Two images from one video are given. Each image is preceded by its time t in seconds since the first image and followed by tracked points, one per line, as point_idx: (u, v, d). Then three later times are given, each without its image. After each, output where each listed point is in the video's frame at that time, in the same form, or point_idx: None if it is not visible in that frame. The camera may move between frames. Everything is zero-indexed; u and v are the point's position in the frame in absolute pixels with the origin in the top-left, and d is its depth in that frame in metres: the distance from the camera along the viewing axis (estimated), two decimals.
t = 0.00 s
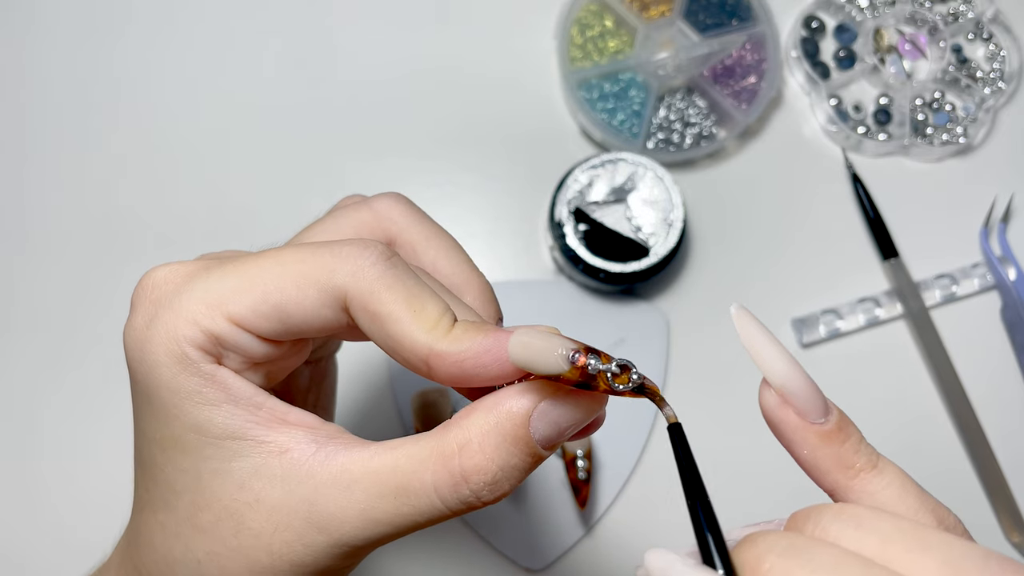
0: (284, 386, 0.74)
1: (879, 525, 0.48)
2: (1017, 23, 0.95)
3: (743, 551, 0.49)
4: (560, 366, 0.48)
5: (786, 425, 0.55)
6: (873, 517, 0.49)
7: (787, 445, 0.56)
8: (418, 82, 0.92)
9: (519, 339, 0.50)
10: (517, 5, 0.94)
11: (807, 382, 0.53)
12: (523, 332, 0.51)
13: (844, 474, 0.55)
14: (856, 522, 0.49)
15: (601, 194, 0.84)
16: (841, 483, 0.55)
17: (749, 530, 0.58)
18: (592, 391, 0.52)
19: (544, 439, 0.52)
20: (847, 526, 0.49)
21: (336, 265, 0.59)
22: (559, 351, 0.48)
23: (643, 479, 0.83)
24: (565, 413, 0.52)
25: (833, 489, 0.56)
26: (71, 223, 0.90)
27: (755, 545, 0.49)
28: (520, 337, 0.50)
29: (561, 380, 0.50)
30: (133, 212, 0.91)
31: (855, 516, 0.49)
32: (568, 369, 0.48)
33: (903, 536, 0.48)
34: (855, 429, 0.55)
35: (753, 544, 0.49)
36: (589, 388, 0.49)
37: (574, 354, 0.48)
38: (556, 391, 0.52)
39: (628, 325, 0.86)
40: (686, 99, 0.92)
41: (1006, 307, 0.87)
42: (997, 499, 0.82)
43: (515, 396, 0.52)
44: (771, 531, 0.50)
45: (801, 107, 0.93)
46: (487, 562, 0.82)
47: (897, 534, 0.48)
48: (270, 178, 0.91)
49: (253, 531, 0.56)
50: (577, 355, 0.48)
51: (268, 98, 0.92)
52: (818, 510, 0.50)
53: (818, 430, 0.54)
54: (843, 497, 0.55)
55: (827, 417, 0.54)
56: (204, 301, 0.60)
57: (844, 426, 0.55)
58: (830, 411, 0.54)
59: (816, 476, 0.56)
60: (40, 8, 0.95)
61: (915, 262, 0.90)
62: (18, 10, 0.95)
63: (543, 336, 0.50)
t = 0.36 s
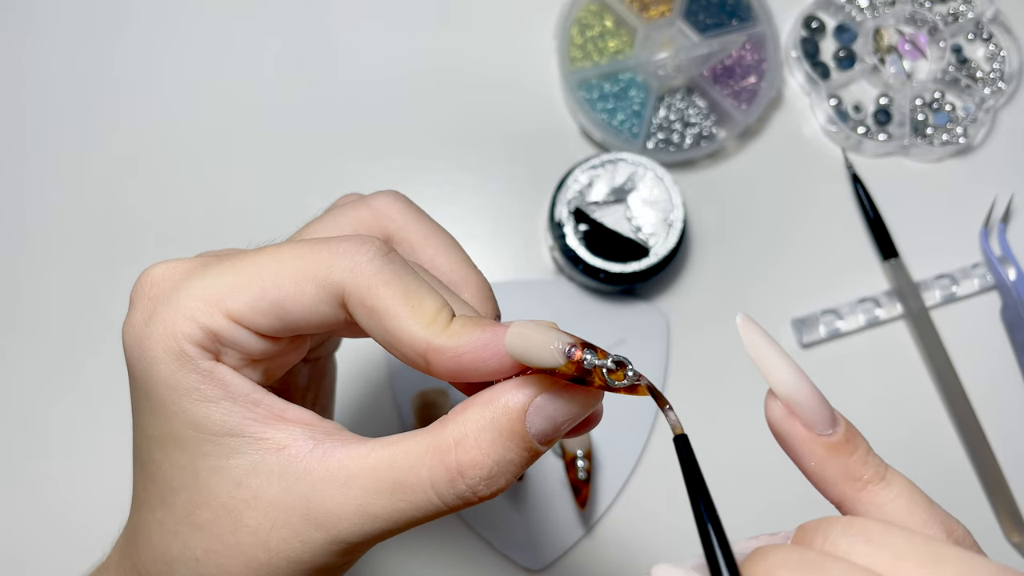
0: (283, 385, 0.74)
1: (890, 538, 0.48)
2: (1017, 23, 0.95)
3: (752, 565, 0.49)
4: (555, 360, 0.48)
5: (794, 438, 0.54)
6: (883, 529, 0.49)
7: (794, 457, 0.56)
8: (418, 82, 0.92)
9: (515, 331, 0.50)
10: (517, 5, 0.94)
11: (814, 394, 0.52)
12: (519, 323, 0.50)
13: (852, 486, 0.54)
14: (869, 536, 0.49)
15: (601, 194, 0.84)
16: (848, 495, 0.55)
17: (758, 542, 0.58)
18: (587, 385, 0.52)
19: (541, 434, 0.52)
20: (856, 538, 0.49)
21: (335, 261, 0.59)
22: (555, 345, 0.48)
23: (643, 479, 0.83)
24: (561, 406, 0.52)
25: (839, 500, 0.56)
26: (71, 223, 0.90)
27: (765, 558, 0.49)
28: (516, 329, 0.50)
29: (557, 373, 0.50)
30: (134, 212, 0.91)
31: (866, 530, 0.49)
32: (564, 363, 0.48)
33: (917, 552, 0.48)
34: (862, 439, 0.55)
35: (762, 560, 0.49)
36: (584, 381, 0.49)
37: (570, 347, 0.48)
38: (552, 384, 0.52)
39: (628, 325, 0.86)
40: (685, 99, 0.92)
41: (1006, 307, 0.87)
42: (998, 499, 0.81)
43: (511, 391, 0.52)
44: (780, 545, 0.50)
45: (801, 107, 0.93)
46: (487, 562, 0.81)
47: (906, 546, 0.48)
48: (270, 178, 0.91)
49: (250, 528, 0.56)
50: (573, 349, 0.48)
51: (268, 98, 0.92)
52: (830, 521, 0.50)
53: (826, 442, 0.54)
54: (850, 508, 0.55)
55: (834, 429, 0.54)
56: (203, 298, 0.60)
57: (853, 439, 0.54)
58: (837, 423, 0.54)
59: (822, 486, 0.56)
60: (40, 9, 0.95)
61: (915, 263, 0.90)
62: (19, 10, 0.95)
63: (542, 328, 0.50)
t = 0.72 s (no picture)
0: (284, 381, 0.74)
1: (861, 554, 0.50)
2: (1017, 23, 0.95)
3: None
4: (554, 355, 0.48)
5: (764, 452, 0.55)
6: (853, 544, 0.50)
7: (766, 471, 0.56)
8: (418, 82, 0.92)
9: (514, 327, 0.50)
10: (517, 5, 0.94)
11: (783, 407, 0.53)
12: (519, 319, 0.50)
13: (826, 498, 0.55)
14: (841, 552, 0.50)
15: (601, 194, 0.84)
16: (821, 508, 0.55)
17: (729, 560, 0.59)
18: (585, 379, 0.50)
19: (541, 428, 0.52)
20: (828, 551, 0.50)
21: (335, 256, 0.59)
22: (554, 340, 0.48)
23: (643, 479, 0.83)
24: (561, 401, 0.51)
25: (813, 514, 0.56)
26: (71, 223, 0.90)
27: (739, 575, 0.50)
28: (516, 323, 0.50)
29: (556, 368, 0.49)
30: (133, 212, 0.91)
31: (839, 546, 0.50)
32: (563, 358, 0.48)
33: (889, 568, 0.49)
34: (835, 453, 0.55)
35: None
36: (583, 376, 0.49)
37: (568, 342, 0.48)
38: (552, 378, 0.51)
39: (628, 326, 0.86)
40: (686, 99, 0.92)
41: (1006, 307, 0.87)
42: (998, 499, 0.81)
43: (511, 385, 0.52)
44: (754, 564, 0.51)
45: (801, 107, 0.93)
46: (487, 562, 0.81)
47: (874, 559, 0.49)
48: (270, 178, 0.91)
49: (253, 524, 0.56)
50: (572, 343, 0.48)
51: (268, 98, 0.92)
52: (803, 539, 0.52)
53: (796, 455, 0.55)
54: (824, 522, 0.56)
55: (806, 442, 0.55)
56: (204, 294, 0.60)
57: (824, 451, 0.55)
58: (808, 436, 0.55)
59: (795, 500, 0.57)
60: (39, 8, 0.95)
61: (915, 263, 0.90)
62: (19, 10, 0.95)
63: (540, 324, 0.49)
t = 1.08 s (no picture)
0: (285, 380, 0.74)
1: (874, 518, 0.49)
2: (1017, 23, 0.95)
3: (740, 547, 0.49)
4: (550, 358, 0.48)
5: (782, 421, 0.54)
6: (867, 509, 0.49)
7: (783, 441, 0.56)
8: (418, 82, 0.92)
9: (509, 331, 0.50)
10: (517, 5, 0.94)
11: (801, 377, 0.53)
12: (515, 320, 0.50)
13: (842, 467, 0.54)
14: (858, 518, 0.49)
15: (601, 194, 0.84)
16: (837, 479, 0.55)
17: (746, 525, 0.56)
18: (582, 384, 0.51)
19: (537, 433, 0.52)
20: (843, 517, 0.49)
21: (331, 257, 0.59)
22: (550, 343, 0.48)
23: (643, 479, 0.83)
24: (557, 406, 0.51)
25: (828, 485, 0.56)
26: (70, 223, 0.90)
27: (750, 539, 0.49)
28: (511, 325, 0.50)
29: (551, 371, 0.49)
30: (133, 212, 0.91)
31: (855, 512, 0.49)
32: (559, 361, 0.48)
33: (901, 533, 0.48)
34: (851, 424, 0.55)
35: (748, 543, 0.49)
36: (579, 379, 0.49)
37: (564, 346, 0.48)
38: (549, 383, 0.51)
39: (629, 326, 0.86)
40: (686, 99, 0.92)
41: (1006, 307, 0.87)
42: (998, 499, 0.82)
43: (508, 389, 0.52)
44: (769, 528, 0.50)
45: (801, 107, 0.92)
46: (487, 562, 0.81)
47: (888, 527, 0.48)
48: (270, 178, 0.91)
49: (248, 525, 0.56)
50: (569, 347, 0.48)
51: (267, 98, 0.92)
52: (818, 508, 0.51)
53: (813, 425, 0.54)
54: (839, 494, 0.55)
55: (822, 412, 0.54)
56: (202, 294, 0.60)
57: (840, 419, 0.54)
58: (825, 406, 0.54)
59: (811, 472, 0.56)
60: (39, 8, 0.95)
61: (915, 262, 0.90)
62: (18, 10, 0.95)
63: (537, 327, 0.49)
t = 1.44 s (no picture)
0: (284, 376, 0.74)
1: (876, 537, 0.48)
2: (1017, 23, 0.95)
3: (738, 565, 0.49)
4: (545, 353, 0.48)
5: (777, 437, 0.55)
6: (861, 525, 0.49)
7: (779, 456, 0.56)
8: (418, 82, 0.92)
9: (507, 324, 0.50)
10: (517, 5, 0.94)
11: (795, 393, 0.53)
12: (513, 313, 0.50)
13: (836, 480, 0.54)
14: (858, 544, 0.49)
15: (601, 194, 0.84)
16: (833, 494, 0.54)
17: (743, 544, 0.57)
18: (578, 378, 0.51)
19: (533, 427, 0.52)
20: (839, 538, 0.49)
21: (328, 251, 0.59)
22: (546, 338, 0.48)
23: (643, 480, 0.83)
24: (553, 401, 0.51)
25: (825, 502, 0.55)
26: (71, 223, 0.90)
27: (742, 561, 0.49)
28: (508, 319, 0.50)
29: (547, 366, 0.49)
30: (133, 212, 0.91)
31: (850, 530, 0.49)
32: (554, 356, 0.48)
33: (897, 550, 0.48)
34: (847, 439, 0.55)
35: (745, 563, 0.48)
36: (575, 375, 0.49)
37: (559, 340, 0.47)
38: (544, 377, 0.51)
39: (628, 325, 0.86)
40: (685, 99, 0.92)
41: (1006, 307, 0.87)
42: (998, 499, 0.81)
43: (503, 384, 0.52)
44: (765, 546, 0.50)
45: (801, 106, 0.92)
46: (487, 562, 0.81)
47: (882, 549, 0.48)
48: (269, 178, 0.91)
49: (244, 521, 0.56)
50: (564, 342, 0.47)
51: (267, 98, 0.92)
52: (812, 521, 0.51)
53: (808, 441, 0.54)
54: (835, 509, 0.55)
55: (818, 428, 0.54)
56: (200, 290, 0.60)
57: (836, 438, 0.54)
58: (820, 422, 0.54)
59: (808, 488, 0.56)
60: (39, 9, 0.95)
61: (915, 262, 0.90)
62: (19, 11, 0.95)
63: (534, 320, 0.49)
